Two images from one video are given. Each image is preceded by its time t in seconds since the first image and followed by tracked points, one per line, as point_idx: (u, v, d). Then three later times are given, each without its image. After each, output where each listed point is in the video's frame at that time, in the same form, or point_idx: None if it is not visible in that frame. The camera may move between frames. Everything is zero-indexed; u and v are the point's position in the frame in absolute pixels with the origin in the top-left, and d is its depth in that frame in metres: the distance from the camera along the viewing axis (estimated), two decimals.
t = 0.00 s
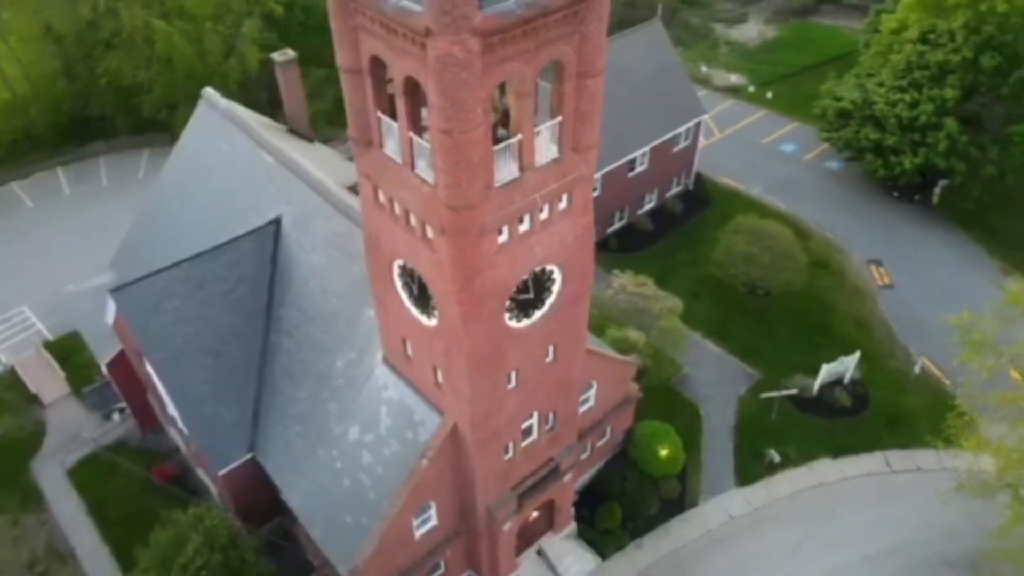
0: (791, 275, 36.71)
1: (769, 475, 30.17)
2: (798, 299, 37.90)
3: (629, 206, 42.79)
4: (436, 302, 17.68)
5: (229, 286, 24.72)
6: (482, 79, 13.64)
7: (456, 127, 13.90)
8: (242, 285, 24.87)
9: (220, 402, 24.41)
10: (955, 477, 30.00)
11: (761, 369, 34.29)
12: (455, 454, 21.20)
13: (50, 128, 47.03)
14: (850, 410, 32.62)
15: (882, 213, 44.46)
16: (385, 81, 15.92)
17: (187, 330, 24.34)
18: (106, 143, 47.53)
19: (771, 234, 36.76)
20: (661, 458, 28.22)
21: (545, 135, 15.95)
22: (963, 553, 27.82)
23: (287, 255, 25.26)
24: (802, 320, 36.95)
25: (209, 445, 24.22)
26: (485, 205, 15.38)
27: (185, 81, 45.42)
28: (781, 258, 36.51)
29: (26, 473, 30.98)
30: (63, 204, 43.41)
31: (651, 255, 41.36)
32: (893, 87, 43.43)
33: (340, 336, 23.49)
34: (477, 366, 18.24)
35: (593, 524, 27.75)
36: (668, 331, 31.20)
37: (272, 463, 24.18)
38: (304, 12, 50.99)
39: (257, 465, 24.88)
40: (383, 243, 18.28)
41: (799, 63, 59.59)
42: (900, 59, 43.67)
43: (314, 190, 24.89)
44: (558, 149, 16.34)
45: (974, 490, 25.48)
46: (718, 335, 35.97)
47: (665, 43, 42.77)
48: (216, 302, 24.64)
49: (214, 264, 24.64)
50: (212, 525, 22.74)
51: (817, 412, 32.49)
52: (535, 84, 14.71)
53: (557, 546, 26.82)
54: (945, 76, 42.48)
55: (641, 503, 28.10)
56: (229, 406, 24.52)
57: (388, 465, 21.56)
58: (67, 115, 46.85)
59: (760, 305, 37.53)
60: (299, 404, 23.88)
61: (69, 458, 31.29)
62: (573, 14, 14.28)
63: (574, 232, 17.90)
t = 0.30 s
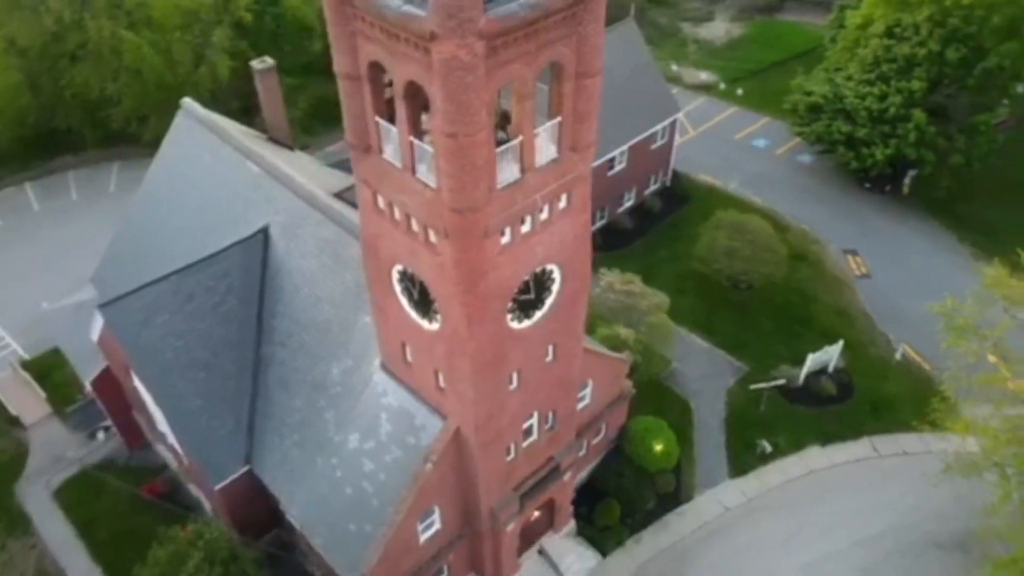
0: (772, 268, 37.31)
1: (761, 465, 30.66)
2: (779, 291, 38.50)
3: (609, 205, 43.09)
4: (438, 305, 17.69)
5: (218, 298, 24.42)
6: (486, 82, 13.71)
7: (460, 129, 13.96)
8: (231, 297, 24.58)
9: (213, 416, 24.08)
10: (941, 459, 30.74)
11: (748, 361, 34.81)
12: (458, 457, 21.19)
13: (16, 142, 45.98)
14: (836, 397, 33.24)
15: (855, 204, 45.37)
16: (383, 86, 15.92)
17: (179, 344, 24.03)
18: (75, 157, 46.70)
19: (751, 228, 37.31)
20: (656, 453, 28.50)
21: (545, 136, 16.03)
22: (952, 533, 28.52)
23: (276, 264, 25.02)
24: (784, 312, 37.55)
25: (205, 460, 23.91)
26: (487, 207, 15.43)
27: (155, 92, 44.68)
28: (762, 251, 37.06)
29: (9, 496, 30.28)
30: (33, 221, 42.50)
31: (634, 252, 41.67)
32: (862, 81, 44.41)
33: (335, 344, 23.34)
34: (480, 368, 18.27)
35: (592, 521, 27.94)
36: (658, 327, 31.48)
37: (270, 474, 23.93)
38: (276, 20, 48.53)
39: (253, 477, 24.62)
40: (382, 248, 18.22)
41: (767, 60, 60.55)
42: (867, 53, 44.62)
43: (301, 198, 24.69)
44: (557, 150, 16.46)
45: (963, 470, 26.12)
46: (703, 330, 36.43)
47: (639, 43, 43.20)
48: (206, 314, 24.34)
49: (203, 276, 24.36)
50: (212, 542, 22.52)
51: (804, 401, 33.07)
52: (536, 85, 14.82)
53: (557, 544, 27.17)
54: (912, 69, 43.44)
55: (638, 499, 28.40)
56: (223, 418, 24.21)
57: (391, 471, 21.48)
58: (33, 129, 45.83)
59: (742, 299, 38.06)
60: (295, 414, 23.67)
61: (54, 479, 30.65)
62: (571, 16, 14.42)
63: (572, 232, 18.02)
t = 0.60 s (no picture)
0: (753, 263, 37.85)
1: (753, 458, 31.12)
2: (760, 286, 39.08)
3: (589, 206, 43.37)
4: (442, 311, 17.72)
5: (210, 312, 24.13)
6: (491, 87, 13.80)
7: (466, 136, 14.03)
8: (222, 311, 24.28)
9: (210, 432, 23.78)
10: (926, 444, 31.46)
11: (735, 355, 35.31)
12: (462, 463, 21.19)
13: None
14: (822, 388, 33.86)
15: (830, 198, 46.27)
16: (382, 94, 15.91)
17: (171, 360, 23.70)
18: (42, 174, 45.67)
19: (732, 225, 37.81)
20: (652, 450, 28.78)
21: (545, 139, 16.14)
22: (940, 515, 29.21)
23: (266, 276, 24.77)
24: (767, 306, 38.13)
25: (203, 477, 23.61)
26: (492, 211, 15.50)
27: (124, 107, 43.88)
28: (743, 247, 37.57)
29: None
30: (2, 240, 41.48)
31: (616, 252, 41.98)
32: (831, 77, 45.31)
33: (331, 354, 23.18)
34: (485, 372, 18.32)
35: (592, 520, 28.13)
36: (647, 325, 31.77)
37: (269, 488, 23.71)
38: (246, 30, 46.58)
39: (251, 492, 24.35)
40: (382, 257, 18.19)
41: (735, 58, 61.47)
42: (836, 50, 45.48)
43: (289, 208, 24.47)
44: (556, 153, 16.60)
45: (951, 453, 26.72)
46: (689, 326, 36.86)
47: (613, 45, 43.53)
48: (198, 329, 24.05)
49: (193, 291, 24.06)
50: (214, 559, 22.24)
51: (791, 392, 33.64)
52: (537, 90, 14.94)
53: (558, 545, 27.34)
54: (879, 65, 44.38)
55: (635, 496, 28.64)
56: (219, 434, 23.92)
57: (394, 480, 21.41)
58: None
59: (725, 295, 38.55)
60: (294, 426, 23.49)
61: (40, 503, 29.94)
62: (570, 20, 14.57)
63: (572, 233, 18.17)
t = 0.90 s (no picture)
0: (734, 258, 38.40)
1: (744, 449, 31.64)
2: (741, 280, 39.70)
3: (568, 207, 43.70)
4: (445, 317, 17.76)
5: (201, 326, 23.89)
6: (496, 93, 13.92)
7: (471, 141, 14.14)
8: (213, 324, 24.02)
9: (206, 447, 23.52)
10: (910, 429, 32.24)
11: (720, 348, 35.86)
12: (465, 467, 21.21)
13: None
14: (806, 377, 34.54)
15: (803, 191, 47.19)
16: (382, 102, 15.95)
17: (164, 376, 23.43)
18: (8, 191, 44.72)
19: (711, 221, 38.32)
20: (646, 446, 29.11)
21: (545, 143, 16.28)
22: (927, 497, 29.98)
23: (255, 288, 24.52)
24: (748, 299, 38.76)
25: (202, 493, 23.34)
26: (496, 215, 15.61)
27: (91, 120, 43.19)
28: (724, 242, 38.06)
29: None
30: None
31: (597, 251, 42.33)
32: (800, 73, 46.22)
33: (327, 364, 23.03)
34: (489, 375, 18.40)
35: (590, 518, 28.44)
36: (636, 322, 32.08)
37: (269, 502, 23.53)
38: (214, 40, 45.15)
39: (251, 506, 24.16)
40: (382, 265, 18.19)
41: (703, 56, 62.39)
42: (803, 46, 46.33)
43: (276, 219, 24.23)
44: (555, 156, 16.75)
45: (935, 436, 27.43)
46: (674, 321, 37.36)
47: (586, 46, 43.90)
48: (189, 343, 23.79)
49: (182, 306, 23.81)
50: None
51: (776, 382, 34.27)
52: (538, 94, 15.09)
53: (559, 543, 27.68)
54: (846, 60, 45.30)
55: (631, 492, 28.93)
56: (216, 449, 23.67)
57: (398, 487, 21.39)
58: None
59: (707, 290, 39.08)
60: (291, 438, 23.33)
61: (27, 528, 29.26)
62: (569, 24, 14.74)
63: (570, 235, 18.35)
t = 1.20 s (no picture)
0: (712, 252, 38.95)
1: (733, 439, 32.14)
2: (719, 272, 40.29)
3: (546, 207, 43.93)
4: (447, 320, 17.77)
5: (190, 341, 23.54)
6: (498, 96, 14.05)
7: (476, 145, 14.24)
8: (203, 337, 23.71)
9: (201, 463, 23.24)
10: (891, 412, 33.05)
11: (703, 341, 36.38)
12: (468, 469, 21.22)
13: None
14: (788, 365, 35.21)
15: (774, 183, 48.06)
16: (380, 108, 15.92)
17: (154, 393, 22.98)
18: None
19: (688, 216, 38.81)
20: (638, 440, 29.44)
21: (543, 145, 16.41)
22: (911, 477, 30.78)
23: (243, 300, 24.16)
24: (726, 291, 39.37)
25: (199, 510, 23.03)
26: (498, 218, 15.70)
27: (54, 134, 42.20)
28: (702, 236, 38.53)
29: None
30: None
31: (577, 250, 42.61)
32: (767, 68, 47.13)
33: (322, 373, 22.83)
34: (492, 376, 18.46)
35: (587, 515, 28.78)
36: (622, 319, 32.35)
37: (269, 514, 23.39)
38: (178, 49, 43.89)
39: (249, 520, 23.99)
40: (381, 271, 18.14)
41: (668, 54, 63.19)
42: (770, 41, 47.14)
43: (262, 229, 23.90)
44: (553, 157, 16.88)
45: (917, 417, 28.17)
46: (656, 316, 37.79)
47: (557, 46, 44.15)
48: (179, 358, 23.42)
49: (169, 321, 23.34)
50: None
51: (759, 371, 34.89)
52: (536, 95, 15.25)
53: (558, 541, 28.08)
54: (811, 54, 46.22)
55: (625, 487, 29.26)
56: (212, 464, 23.42)
57: (401, 493, 21.34)
58: None
59: (687, 284, 39.57)
60: (289, 449, 23.14)
61: (12, 556, 28.48)
62: (565, 26, 14.92)
63: (567, 234, 18.51)
